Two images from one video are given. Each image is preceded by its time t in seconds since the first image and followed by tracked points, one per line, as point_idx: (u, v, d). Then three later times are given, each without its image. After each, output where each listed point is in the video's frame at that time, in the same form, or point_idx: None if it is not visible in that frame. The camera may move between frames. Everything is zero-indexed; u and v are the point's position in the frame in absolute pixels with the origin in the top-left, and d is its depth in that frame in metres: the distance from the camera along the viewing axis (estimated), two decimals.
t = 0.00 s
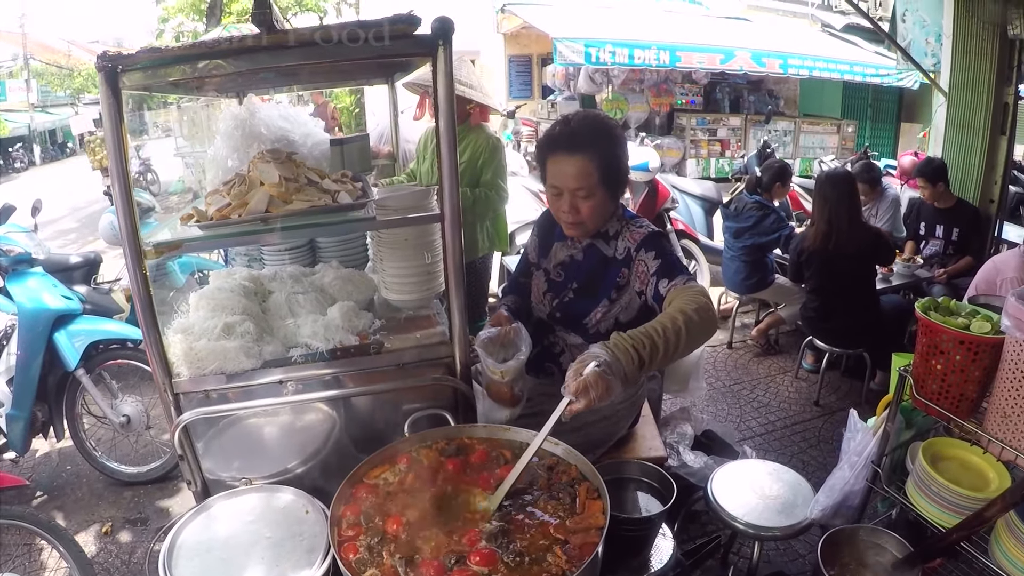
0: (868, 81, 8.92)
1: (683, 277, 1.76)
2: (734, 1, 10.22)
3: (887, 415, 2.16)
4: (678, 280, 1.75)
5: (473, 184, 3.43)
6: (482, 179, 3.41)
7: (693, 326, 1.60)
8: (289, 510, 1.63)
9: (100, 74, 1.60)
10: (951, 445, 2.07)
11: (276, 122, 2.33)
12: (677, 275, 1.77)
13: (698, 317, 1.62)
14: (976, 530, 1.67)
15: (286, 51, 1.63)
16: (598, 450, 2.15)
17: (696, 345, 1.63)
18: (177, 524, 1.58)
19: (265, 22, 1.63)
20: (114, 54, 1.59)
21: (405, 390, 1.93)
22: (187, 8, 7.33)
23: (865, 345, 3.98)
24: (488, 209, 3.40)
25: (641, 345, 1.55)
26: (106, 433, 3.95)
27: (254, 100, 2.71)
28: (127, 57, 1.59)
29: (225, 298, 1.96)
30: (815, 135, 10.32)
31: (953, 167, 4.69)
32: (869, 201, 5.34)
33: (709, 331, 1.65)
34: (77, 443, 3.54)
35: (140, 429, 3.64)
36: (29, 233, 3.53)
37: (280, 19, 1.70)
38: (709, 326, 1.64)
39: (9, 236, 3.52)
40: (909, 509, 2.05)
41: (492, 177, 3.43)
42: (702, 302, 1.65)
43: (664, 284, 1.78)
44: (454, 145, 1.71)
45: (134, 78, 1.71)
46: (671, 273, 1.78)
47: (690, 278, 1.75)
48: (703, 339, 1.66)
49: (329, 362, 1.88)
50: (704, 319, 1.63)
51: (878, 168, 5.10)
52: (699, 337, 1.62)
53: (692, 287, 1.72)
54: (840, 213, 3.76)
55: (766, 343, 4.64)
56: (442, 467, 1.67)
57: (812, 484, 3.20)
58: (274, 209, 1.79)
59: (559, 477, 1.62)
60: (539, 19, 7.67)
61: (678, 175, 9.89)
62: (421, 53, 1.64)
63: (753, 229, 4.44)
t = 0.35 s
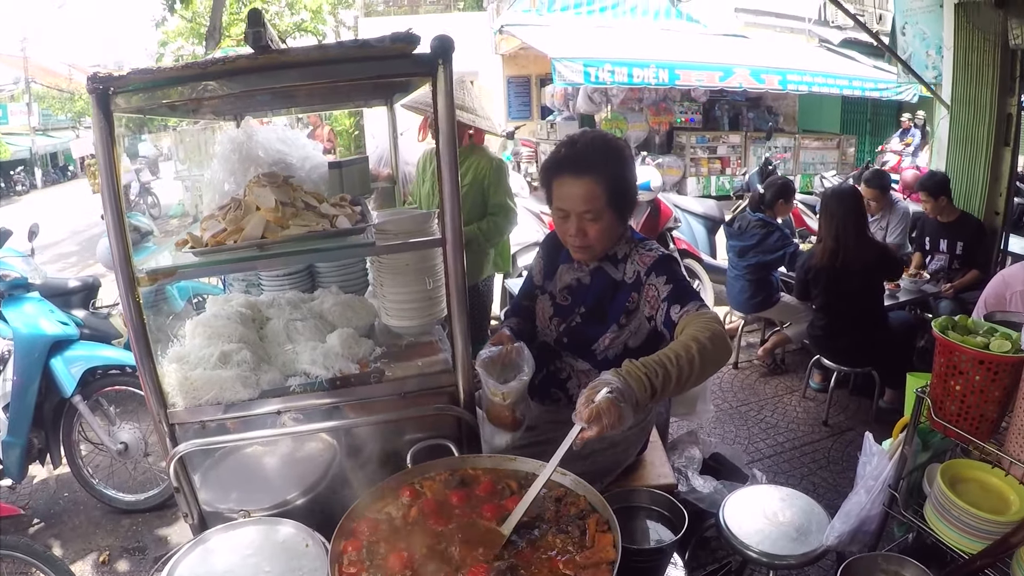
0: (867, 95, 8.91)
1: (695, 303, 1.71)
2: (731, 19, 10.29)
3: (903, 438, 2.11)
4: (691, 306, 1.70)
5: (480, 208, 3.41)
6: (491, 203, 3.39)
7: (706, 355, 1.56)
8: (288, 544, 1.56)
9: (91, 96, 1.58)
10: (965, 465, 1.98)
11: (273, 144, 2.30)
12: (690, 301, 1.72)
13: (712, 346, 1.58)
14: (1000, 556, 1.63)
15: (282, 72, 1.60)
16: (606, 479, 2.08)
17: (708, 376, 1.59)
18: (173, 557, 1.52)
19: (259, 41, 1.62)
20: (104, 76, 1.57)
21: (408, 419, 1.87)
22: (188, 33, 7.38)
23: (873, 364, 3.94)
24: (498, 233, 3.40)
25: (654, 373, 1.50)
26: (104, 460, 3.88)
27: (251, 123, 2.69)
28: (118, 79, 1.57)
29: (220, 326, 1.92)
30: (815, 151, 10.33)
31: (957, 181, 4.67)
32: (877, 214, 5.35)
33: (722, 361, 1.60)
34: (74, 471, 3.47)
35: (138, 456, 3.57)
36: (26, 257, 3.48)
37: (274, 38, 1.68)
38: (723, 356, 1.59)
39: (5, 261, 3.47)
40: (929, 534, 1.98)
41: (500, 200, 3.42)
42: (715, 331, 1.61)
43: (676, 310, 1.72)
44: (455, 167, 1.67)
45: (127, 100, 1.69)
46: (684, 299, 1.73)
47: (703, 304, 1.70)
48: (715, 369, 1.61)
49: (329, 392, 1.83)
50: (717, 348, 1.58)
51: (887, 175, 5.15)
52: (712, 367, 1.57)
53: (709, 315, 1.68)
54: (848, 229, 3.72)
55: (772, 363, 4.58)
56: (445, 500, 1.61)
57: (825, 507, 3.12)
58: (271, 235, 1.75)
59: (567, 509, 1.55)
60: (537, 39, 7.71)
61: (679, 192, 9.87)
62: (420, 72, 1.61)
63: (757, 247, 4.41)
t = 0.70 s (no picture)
0: (867, 106, 8.89)
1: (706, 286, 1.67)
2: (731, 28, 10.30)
3: (911, 453, 2.06)
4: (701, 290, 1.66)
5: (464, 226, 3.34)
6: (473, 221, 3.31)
7: (728, 321, 1.53)
8: (277, 563, 1.49)
9: (75, 96, 1.56)
10: (974, 482, 1.92)
11: (267, 149, 2.25)
12: (700, 285, 1.67)
13: (733, 314, 1.55)
14: None
15: (275, 72, 1.56)
16: (607, 495, 2.03)
17: (730, 345, 1.54)
18: None
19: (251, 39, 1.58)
20: (88, 75, 1.54)
21: (403, 433, 1.81)
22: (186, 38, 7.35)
23: (875, 375, 3.89)
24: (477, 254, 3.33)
25: (676, 327, 1.47)
26: (94, 470, 3.79)
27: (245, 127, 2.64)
28: (103, 79, 1.54)
29: (209, 336, 1.87)
30: (814, 160, 10.31)
31: (959, 191, 4.60)
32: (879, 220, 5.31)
33: (743, 333, 1.57)
34: (63, 481, 3.40)
35: (129, 467, 3.49)
36: (16, 262, 3.42)
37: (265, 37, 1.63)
38: (744, 327, 1.56)
39: None
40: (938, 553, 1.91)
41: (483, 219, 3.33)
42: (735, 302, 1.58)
43: (687, 294, 1.67)
44: (452, 173, 1.62)
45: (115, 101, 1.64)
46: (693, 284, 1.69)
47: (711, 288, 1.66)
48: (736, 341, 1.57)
49: (322, 405, 1.77)
50: (738, 317, 1.55)
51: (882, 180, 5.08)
52: (734, 335, 1.54)
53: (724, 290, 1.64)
54: (852, 239, 3.68)
55: (773, 374, 4.53)
56: (441, 519, 1.55)
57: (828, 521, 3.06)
58: (261, 242, 1.70)
59: (567, 529, 1.49)
60: (537, 47, 7.70)
61: (678, 201, 9.85)
62: (416, 74, 1.57)
63: (757, 258, 4.37)
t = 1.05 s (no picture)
0: (869, 110, 8.88)
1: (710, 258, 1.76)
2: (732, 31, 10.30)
3: (920, 464, 2.03)
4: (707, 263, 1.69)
5: (465, 230, 3.31)
6: (473, 226, 3.28)
7: (747, 269, 1.60)
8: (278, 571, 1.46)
9: (73, 98, 1.55)
10: (984, 495, 1.89)
11: (268, 152, 2.23)
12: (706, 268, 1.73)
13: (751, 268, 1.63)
14: None
15: (275, 74, 1.55)
16: (610, 503, 2.01)
17: (751, 296, 1.59)
18: None
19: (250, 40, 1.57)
20: (86, 77, 1.53)
21: (406, 441, 1.79)
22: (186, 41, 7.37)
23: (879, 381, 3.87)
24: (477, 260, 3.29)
25: (693, 263, 1.56)
26: (93, 473, 3.77)
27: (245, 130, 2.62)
28: (100, 80, 1.53)
29: (210, 342, 1.86)
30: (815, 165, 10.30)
31: (965, 195, 4.57)
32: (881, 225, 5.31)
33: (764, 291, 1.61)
34: (62, 485, 3.38)
35: (128, 471, 3.47)
36: (14, 265, 3.40)
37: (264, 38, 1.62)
38: (764, 283, 1.61)
39: None
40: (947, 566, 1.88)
41: (484, 223, 3.29)
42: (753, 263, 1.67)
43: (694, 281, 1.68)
44: (456, 176, 1.61)
45: (115, 102, 1.63)
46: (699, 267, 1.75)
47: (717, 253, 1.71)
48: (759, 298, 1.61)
49: (323, 412, 1.75)
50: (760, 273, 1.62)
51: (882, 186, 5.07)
52: (756, 285, 1.59)
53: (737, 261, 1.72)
54: (858, 244, 3.67)
55: (775, 380, 4.48)
56: (444, 529, 1.52)
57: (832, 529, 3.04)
58: (262, 247, 1.69)
59: (572, 539, 1.47)
60: (539, 50, 7.70)
61: (680, 206, 9.83)
62: (419, 75, 1.56)
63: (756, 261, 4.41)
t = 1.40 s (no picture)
0: (877, 110, 8.83)
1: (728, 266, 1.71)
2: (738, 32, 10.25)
3: (932, 468, 2.02)
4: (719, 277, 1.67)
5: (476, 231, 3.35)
6: (484, 228, 3.33)
7: (736, 263, 1.55)
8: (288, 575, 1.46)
9: (82, 102, 1.56)
10: (997, 499, 1.86)
11: (277, 155, 2.24)
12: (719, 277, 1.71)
13: (746, 264, 1.57)
14: None
15: (284, 77, 1.55)
16: (621, 507, 2.00)
17: (740, 289, 1.54)
18: None
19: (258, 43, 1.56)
20: (95, 81, 1.54)
21: (417, 446, 1.79)
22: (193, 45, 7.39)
23: (890, 384, 3.84)
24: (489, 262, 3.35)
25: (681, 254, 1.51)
26: (103, 475, 3.78)
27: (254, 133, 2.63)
28: (110, 83, 1.53)
29: (220, 344, 1.87)
30: (823, 165, 10.24)
31: (974, 197, 4.52)
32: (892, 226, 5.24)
33: (756, 289, 1.57)
34: (72, 486, 3.39)
35: (138, 473, 3.48)
36: (24, 268, 3.41)
37: (273, 40, 1.62)
38: (757, 279, 1.57)
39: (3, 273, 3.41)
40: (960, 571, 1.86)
41: (495, 225, 3.34)
42: (756, 258, 1.61)
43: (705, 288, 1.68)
44: (467, 180, 1.61)
45: (124, 106, 1.63)
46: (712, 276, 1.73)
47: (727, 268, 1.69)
48: (749, 294, 1.56)
49: (334, 416, 1.75)
50: (753, 269, 1.57)
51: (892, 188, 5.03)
52: (744, 279, 1.54)
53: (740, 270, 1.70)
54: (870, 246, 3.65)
55: (785, 383, 4.47)
56: (455, 532, 1.52)
57: (843, 532, 3.02)
58: (272, 250, 1.68)
59: (583, 543, 1.47)
60: (545, 51, 7.69)
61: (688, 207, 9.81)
62: (430, 78, 1.55)
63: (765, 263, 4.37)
